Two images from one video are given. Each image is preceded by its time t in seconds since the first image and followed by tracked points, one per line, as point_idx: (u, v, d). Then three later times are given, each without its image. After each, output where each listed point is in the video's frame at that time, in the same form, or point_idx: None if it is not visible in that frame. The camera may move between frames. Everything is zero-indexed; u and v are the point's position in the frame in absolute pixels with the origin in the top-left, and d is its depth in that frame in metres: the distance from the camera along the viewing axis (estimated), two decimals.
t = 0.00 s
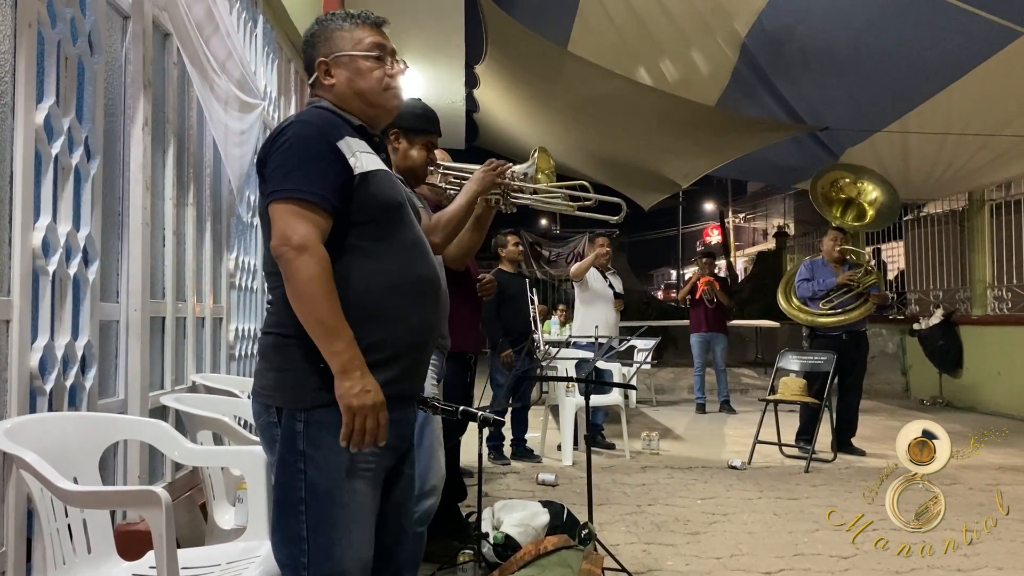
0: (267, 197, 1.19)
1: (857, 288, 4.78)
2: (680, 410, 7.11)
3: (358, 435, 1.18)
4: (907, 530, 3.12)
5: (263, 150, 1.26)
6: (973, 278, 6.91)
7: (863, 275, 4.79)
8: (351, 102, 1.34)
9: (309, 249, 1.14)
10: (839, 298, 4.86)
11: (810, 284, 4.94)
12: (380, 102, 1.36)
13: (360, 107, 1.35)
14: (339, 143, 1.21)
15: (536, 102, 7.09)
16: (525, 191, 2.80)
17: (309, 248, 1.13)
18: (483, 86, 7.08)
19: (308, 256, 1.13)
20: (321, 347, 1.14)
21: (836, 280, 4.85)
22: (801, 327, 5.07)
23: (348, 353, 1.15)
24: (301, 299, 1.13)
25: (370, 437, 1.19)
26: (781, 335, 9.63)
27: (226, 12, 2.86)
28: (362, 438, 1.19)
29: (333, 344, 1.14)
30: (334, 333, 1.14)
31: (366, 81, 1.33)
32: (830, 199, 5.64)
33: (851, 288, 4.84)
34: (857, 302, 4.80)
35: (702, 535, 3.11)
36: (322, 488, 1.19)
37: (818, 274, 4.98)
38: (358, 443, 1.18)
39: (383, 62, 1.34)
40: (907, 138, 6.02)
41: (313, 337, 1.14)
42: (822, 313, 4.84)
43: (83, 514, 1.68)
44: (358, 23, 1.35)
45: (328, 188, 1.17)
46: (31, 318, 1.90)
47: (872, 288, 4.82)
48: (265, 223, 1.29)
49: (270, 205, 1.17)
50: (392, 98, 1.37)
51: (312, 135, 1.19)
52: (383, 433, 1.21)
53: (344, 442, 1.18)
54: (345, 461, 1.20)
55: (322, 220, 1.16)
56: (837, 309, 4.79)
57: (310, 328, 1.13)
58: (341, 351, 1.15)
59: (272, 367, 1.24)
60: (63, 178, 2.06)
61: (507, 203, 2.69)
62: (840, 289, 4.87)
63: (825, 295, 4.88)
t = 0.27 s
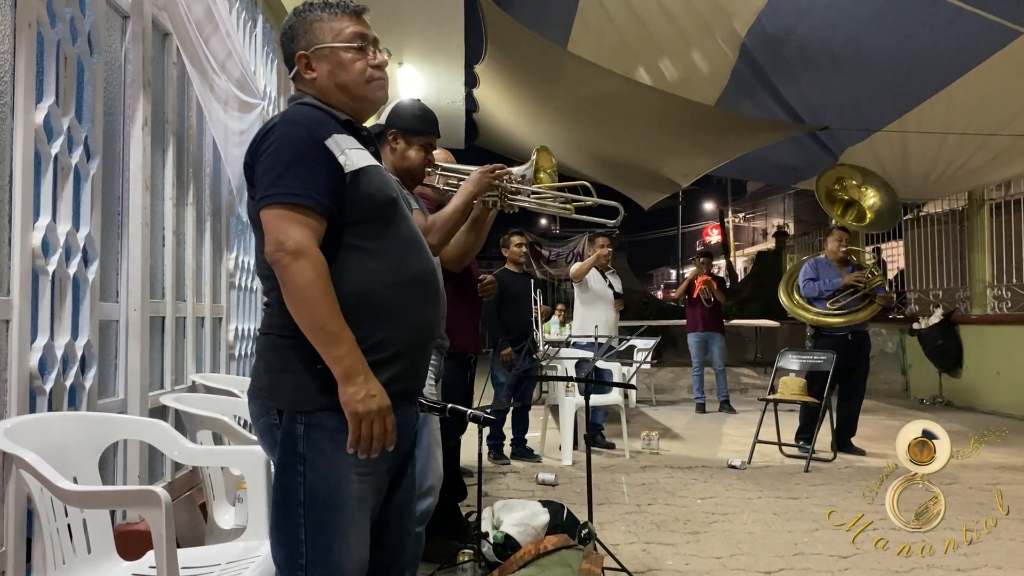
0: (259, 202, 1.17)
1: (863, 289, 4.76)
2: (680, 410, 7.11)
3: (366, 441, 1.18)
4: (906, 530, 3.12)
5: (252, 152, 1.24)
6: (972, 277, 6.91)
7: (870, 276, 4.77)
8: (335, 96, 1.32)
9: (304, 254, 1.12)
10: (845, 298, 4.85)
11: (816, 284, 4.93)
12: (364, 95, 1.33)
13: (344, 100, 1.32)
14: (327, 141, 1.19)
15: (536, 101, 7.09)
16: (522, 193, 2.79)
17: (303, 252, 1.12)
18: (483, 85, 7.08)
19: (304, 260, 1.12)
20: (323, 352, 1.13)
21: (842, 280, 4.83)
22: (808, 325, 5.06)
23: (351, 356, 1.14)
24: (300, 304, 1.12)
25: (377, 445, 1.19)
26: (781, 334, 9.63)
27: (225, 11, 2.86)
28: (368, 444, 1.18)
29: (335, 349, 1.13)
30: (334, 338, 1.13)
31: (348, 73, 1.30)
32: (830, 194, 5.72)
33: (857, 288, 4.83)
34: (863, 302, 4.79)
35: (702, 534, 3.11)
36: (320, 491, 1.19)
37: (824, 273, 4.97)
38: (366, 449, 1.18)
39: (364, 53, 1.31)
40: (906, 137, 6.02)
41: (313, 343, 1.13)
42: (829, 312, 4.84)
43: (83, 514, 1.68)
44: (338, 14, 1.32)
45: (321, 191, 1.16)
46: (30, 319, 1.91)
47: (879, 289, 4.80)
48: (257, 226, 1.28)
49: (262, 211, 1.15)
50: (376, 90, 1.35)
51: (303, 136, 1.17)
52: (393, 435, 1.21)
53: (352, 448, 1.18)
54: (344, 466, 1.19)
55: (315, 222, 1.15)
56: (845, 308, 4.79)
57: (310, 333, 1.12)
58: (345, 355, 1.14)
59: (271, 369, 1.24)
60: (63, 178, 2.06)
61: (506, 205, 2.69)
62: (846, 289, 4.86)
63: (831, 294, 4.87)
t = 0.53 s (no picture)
0: (245, 200, 1.11)
1: (870, 288, 4.75)
2: (680, 409, 7.11)
3: (341, 453, 1.12)
4: (906, 530, 3.12)
5: (239, 148, 1.18)
6: (972, 277, 6.92)
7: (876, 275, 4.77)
8: (327, 91, 1.25)
9: (290, 255, 1.07)
10: (852, 297, 4.85)
11: (823, 281, 4.89)
12: (356, 92, 1.26)
13: (336, 96, 1.25)
14: (318, 139, 1.14)
15: (536, 101, 7.08)
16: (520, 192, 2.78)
17: (290, 254, 1.06)
18: (482, 85, 7.09)
19: (289, 263, 1.06)
20: (303, 359, 1.07)
21: (850, 279, 4.82)
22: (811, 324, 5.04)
23: (331, 365, 1.08)
24: (282, 308, 1.06)
25: (353, 456, 1.12)
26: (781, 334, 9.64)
27: (225, 11, 2.85)
28: (343, 456, 1.12)
29: (314, 356, 1.07)
30: (315, 345, 1.07)
31: (341, 68, 1.23)
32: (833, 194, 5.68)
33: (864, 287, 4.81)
34: (869, 302, 4.77)
35: (702, 534, 3.11)
36: (314, 498, 1.13)
37: (829, 272, 4.95)
38: (341, 462, 1.12)
39: (359, 49, 1.24)
40: (906, 137, 6.02)
41: (294, 350, 1.07)
42: (836, 310, 4.83)
43: (83, 514, 1.68)
44: (331, 5, 1.24)
45: (310, 189, 1.10)
46: (30, 318, 1.91)
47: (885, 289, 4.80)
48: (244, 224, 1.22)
49: (247, 210, 1.10)
50: (370, 88, 1.27)
51: (290, 132, 1.11)
52: (369, 449, 1.15)
53: (327, 460, 1.12)
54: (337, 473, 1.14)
55: (303, 223, 1.09)
56: (853, 305, 4.78)
57: (291, 338, 1.06)
58: (323, 362, 1.08)
59: (261, 371, 1.18)
60: (63, 178, 2.06)
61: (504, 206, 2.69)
62: (853, 288, 4.86)
63: (839, 292, 4.86)
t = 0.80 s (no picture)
0: (237, 199, 1.11)
1: (874, 288, 4.77)
2: (680, 409, 7.12)
3: (321, 464, 1.10)
4: (907, 529, 3.11)
5: (234, 146, 1.17)
6: (972, 276, 6.91)
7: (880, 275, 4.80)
8: (324, 87, 1.24)
9: (281, 257, 1.06)
10: (855, 297, 4.87)
11: (827, 281, 4.88)
12: (354, 88, 1.25)
13: (334, 92, 1.25)
14: (314, 139, 1.13)
15: (535, 101, 7.08)
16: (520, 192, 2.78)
17: (281, 256, 1.06)
18: (482, 85, 7.09)
19: (279, 265, 1.06)
20: (288, 364, 1.07)
21: (854, 279, 4.82)
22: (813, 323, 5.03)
23: (314, 373, 1.08)
24: (271, 310, 1.06)
25: (334, 467, 1.10)
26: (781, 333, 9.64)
27: (225, 11, 2.85)
28: (323, 468, 1.10)
29: (300, 362, 1.06)
30: (302, 350, 1.06)
31: (339, 64, 1.22)
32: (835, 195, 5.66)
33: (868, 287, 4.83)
34: (872, 302, 4.79)
35: (702, 534, 3.11)
36: (307, 503, 1.13)
37: (833, 271, 4.93)
38: (320, 472, 1.10)
39: (357, 45, 1.23)
40: (906, 136, 6.02)
41: (281, 354, 1.06)
42: (839, 310, 4.84)
43: (84, 514, 1.68)
44: None
45: (303, 190, 1.10)
46: (31, 318, 1.91)
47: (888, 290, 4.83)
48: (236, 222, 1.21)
49: (240, 209, 1.09)
50: (367, 84, 1.27)
51: (286, 131, 1.11)
52: (351, 460, 1.13)
53: (306, 470, 1.10)
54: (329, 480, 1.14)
55: (296, 224, 1.09)
56: (858, 304, 4.79)
57: (278, 343, 1.06)
58: (307, 369, 1.07)
59: (253, 375, 1.18)
60: (63, 178, 2.06)
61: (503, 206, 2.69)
62: (857, 288, 4.87)
63: (843, 292, 4.85)
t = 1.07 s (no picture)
0: (238, 203, 1.10)
1: (875, 289, 4.78)
2: (680, 409, 7.12)
3: (327, 472, 1.11)
4: (906, 529, 3.11)
5: (234, 146, 1.17)
6: (972, 276, 6.91)
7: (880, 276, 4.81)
8: (328, 86, 1.24)
9: (283, 263, 1.06)
10: (855, 297, 4.87)
11: (828, 281, 4.86)
12: (358, 87, 1.25)
13: (337, 91, 1.24)
14: (317, 142, 1.13)
15: (535, 101, 7.08)
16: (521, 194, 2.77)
17: (283, 263, 1.06)
18: (483, 85, 7.09)
19: (282, 272, 1.06)
20: (292, 373, 1.07)
21: (855, 279, 4.80)
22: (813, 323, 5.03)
23: (320, 381, 1.08)
24: (274, 317, 1.06)
25: (339, 476, 1.12)
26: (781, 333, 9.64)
27: (225, 11, 2.84)
28: (330, 477, 1.12)
29: (304, 371, 1.07)
30: (306, 358, 1.07)
31: (343, 62, 1.22)
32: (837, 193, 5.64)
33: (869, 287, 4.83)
34: (873, 302, 4.79)
35: (702, 534, 3.11)
36: (301, 507, 1.13)
37: (833, 272, 4.91)
38: (327, 480, 1.11)
39: (362, 43, 1.23)
40: (906, 136, 6.02)
41: (284, 362, 1.06)
42: (840, 310, 4.83)
43: (85, 514, 1.68)
44: None
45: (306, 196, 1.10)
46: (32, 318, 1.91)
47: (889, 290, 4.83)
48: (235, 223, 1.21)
49: (241, 214, 1.09)
50: (372, 83, 1.27)
51: (287, 135, 1.10)
52: (356, 467, 1.15)
53: (312, 478, 1.11)
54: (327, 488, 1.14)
55: (298, 230, 1.09)
56: (859, 305, 4.79)
57: (282, 351, 1.06)
58: (313, 379, 1.07)
59: (248, 378, 1.17)
60: (63, 178, 2.06)
61: (505, 208, 2.70)
62: (857, 288, 4.87)
63: (844, 292, 4.83)
